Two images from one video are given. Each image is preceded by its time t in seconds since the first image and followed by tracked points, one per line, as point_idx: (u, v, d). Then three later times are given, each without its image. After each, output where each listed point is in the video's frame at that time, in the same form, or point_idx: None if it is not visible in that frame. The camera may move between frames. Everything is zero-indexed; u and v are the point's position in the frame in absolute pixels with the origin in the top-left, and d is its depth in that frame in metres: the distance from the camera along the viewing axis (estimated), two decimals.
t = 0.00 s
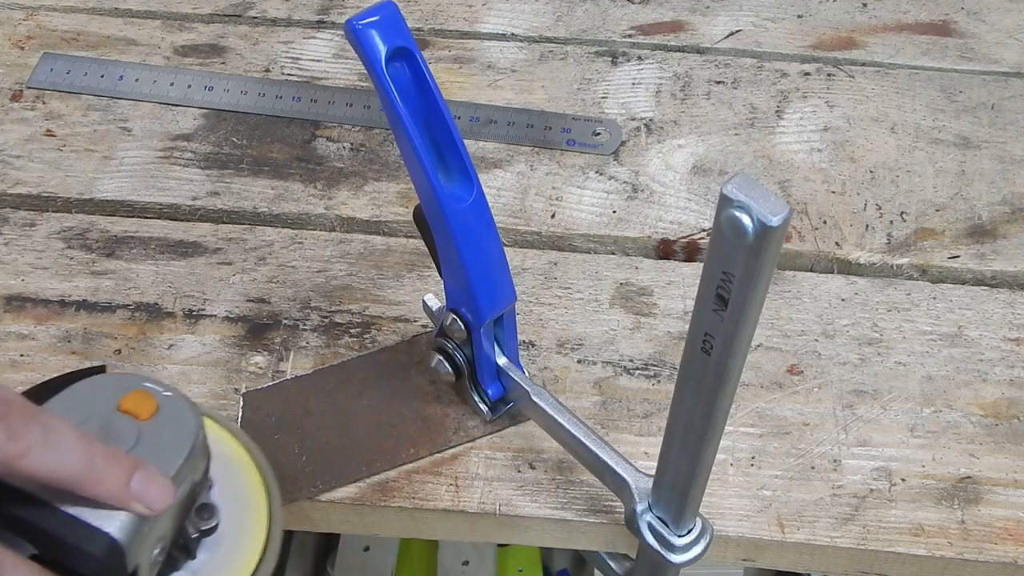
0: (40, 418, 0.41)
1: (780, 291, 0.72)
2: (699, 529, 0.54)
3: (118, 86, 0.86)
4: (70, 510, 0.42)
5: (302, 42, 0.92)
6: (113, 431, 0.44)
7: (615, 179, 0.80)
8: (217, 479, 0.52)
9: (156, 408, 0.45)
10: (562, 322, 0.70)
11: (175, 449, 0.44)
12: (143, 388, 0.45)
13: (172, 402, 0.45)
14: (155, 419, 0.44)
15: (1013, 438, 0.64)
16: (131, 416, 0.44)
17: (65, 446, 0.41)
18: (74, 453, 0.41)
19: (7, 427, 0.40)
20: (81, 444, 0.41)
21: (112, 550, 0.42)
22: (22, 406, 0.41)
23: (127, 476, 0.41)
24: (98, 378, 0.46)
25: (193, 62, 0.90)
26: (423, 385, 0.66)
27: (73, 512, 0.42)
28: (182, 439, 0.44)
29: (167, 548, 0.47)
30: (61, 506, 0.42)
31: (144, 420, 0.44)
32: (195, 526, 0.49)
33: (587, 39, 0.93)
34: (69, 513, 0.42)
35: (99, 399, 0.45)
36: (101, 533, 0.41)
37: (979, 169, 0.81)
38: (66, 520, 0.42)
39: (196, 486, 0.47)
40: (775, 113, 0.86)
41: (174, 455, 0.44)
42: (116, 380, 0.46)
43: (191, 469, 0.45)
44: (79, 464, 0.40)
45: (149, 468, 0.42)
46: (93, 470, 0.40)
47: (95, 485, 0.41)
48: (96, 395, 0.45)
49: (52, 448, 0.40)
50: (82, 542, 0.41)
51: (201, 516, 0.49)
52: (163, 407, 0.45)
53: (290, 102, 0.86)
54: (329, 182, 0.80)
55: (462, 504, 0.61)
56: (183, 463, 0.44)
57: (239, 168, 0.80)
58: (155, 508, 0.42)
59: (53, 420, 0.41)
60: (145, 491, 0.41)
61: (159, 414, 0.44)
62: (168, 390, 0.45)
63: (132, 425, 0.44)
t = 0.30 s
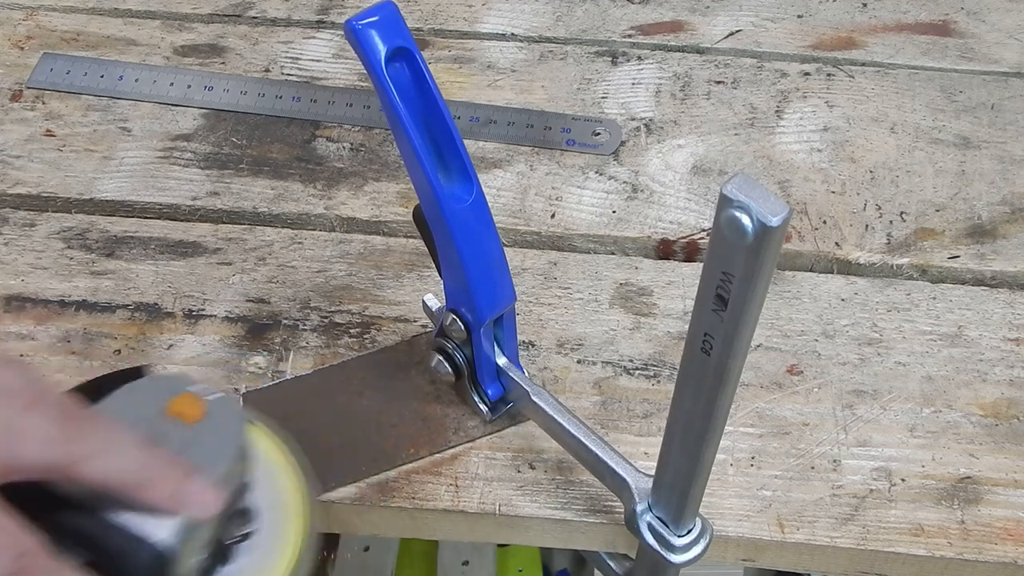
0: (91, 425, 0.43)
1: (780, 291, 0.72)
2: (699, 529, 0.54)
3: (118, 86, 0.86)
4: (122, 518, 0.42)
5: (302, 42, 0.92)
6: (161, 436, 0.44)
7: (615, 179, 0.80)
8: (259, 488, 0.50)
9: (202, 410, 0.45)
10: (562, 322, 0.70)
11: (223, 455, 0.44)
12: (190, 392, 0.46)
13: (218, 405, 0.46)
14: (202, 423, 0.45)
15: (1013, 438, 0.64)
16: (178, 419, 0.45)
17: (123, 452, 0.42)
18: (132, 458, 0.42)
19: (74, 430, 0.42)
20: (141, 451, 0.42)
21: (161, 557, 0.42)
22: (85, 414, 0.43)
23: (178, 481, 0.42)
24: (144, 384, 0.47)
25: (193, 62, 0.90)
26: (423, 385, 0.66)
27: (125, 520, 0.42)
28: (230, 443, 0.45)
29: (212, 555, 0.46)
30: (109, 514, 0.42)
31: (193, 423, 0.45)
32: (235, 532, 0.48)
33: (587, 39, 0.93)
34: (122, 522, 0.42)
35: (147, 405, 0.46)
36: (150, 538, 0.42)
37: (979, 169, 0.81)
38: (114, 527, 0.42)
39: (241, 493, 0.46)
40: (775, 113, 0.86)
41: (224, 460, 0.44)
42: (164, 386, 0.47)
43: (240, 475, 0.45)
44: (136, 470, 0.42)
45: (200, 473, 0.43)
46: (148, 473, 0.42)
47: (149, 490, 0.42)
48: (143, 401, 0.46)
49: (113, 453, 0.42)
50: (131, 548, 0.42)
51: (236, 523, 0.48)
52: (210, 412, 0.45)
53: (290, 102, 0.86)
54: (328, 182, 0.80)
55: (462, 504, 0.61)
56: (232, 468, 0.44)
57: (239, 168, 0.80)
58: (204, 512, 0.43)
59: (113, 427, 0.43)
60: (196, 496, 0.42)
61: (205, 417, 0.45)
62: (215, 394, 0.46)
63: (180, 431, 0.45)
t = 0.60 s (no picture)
0: (143, 390, 0.42)
1: (780, 291, 0.72)
2: (699, 529, 0.54)
3: (118, 86, 0.86)
4: (174, 479, 0.42)
5: (302, 42, 0.92)
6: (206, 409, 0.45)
7: (615, 179, 0.80)
8: (312, 480, 0.53)
9: (244, 388, 0.46)
10: (562, 322, 0.70)
11: (268, 427, 0.45)
12: (231, 371, 0.47)
13: (259, 382, 0.47)
14: (243, 400, 0.46)
15: (1013, 438, 0.64)
16: (220, 397, 0.46)
17: (169, 417, 0.42)
18: (178, 424, 0.42)
19: (111, 393, 0.42)
20: (186, 418, 0.42)
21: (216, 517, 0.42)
22: (125, 380, 0.43)
23: (226, 445, 0.42)
24: (187, 362, 0.48)
25: (192, 62, 0.90)
26: (422, 385, 0.66)
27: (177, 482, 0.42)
28: (271, 417, 0.45)
29: (259, 527, 0.47)
30: (158, 475, 0.42)
31: (234, 400, 0.46)
32: (280, 508, 0.49)
33: (587, 39, 0.93)
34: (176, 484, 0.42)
35: (189, 384, 0.46)
36: (202, 501, 0.42)
37: (979, 169, 0.81)
38: (166, 489, 0.42)
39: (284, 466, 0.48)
40: (775, 113, 0.86)
41: (270, 429, 0.45)
42: (203, 365, 0.47)
43: (280, 448, 0.46)
44: (182, 436, 0.41)
45: (244, 437, 0.43)
46: (195, 439, 0.42)
47: (197, 455, 0.42)
48: (185, 379, 0.47)
49: (156, 418, 0.42)
50: (186, 511, 0.42)
51: (289, 497, 0.50)
52: (251, 388, 0.46)
53: (290, 102, 0.86)
54: (328, 182, 0.80)
55: (462, 504, 0.61)
56: (274, 441, 0.45)
57: (239, 168, 0.80)
58: (253, 475, 0.43)
59: (157, 393, 0.43)
60: (243, 460, 0.42)
61: (248, 393, 0.46)
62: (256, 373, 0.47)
63: (223, 406, 0.45)
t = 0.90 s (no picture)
0: (104, 375, 0.43)
1: (779, 291, 0.72)
2: (699, 530, 0.54)
3: (118, 86, 0.86)
4: (136, 464, 0.42)
5: (302, 42, 0.92)
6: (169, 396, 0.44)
7: (615, 179, 0.80)
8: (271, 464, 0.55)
9: (207, 376, 0.45)
10: (562, 322, 0.70)
11: (233, 413, 0.44)
12: (194, 361, 0.46)
13: (223, 372, 0.46)
14: (208, 387, 0.45)
15: (1012, 438, 0.64)
16: (184, 384, 0.45)
17: (133, 400, 0.42)
18: (141, 406, 0.42)
19: (76, 377, 0.42)
20: (150, 399, 0.42)
21: (182, 500, 0.42)
22: (90, 365, 0.43)
23: (189, 429, 0.42)
24: (150, 351, 0.47)
25: (193, 62, 0.90)
26: (422, 385, 0.66)
27: (138, 464, 0.42)
28: (238, 405, 0.45)
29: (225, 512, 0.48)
30: (119, 459, 0.42)
31: (198, 388, 0.45)
32: (250, 497, 0.51)
33: (587, 39, 0.93)
34: (135, 468, 0.42)
35: (148, 370, 0.46)
36: (166, 484, 0.42)
37: (979, 169, 0.81)
38: (128, 470, 0.42)
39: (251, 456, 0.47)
40: (775, 113, 0.86)
41: (233, 417, 0.44)
42: (166, 354, 0.47)
43: (245, 437, 0.45)
44: (145, 418, 0.41)
45: (210, 422, 0.43)
46: (157, 421, 0.41)
47: (158, 437, 0.41)
48: (150, 366, 0.46)
49: (118, 399, 0.42)
50: (151, 493, 0.42)
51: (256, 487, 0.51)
52: (213, 377, 0.45)
53: (290, 102, 0.86)
54: (328, 182, 0.80)
55: (461, 504, 0.61)
56: (240, 428, 0.44)
57: (238, 168, 0.80)
58: (219, 458, 0.42)
59: (118, 378, 0.43)
60: (207, 443, 0.42)
61: (212, 381, 0.45)
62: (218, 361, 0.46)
63: (185, 394, 0.45)
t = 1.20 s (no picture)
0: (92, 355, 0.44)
1: (779, 291, 0.72)
2: (699, 530, 0.54)
3: (118, 86, 0.86)
4: (122, 444, 0.43)
5: (302, 42, 0.92)
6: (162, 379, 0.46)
7: (615, 179, 0.80)
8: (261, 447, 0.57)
9: (197, 362, 0.47)
10: (562, 322, 0.70)
11: (221, 396, 0.46)
12: (185, 346, 0.48)
13: (212, 358, 0.47)
14: (197, 373, 0.46)
15: (1012, 438, 0.64)
16: (173, 369, 0.46)
17: (120, 379, 0.43)
18: (127, 386, 0.43)
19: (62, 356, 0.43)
20: (137, 380, 0.43)
21: (171, 479, 0.43)
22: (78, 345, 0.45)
23: (176, 410, 0.43)
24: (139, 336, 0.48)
25: (193, 62, 0.90)
26: (422, 385, 0.66)
27: (126, 445, 0.43)
28: (226, 389, 0.46)
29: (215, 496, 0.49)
30: (105, 440, 0.44)
31: (187, 373, 0.46)
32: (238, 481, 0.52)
33: (587, 39, 0.93)
34: (127, 450, 0.43)
35: (139, 354, 0.47)
36: (157, 465, 0.43)
37: (979, 169, 0.81)
38: (116, 451, 0.43)
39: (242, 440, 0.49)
40: (775, 113, 0.86)
41: (222, 399, 0.46)
42: (154, 337, 0.48)
43: (235, 419, 0.47)
44: (133, 397, 0.43)
45: (198, 405, 0.45)
46: (143, 401, 0.43)
47: (145, 418, 0.43)
48: (138, 352, 0.47)
49: (104, 378, 0.43)
50: (140, 473, 0.43)
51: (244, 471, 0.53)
52: (203, 363, 0.47)
53: (290, 102, 0.86)
54: (328, 182, 0.80)
55: (461, 504, 0.61)
56: (228, 411, 0.46)
57: (238, 169, 0.80)
58: (204, 440, 0.44)
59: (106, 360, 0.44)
60: (195, 424, 0.44)
61: (201, 367, 0.47)
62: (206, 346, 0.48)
63: (174, 379, 0.46)
